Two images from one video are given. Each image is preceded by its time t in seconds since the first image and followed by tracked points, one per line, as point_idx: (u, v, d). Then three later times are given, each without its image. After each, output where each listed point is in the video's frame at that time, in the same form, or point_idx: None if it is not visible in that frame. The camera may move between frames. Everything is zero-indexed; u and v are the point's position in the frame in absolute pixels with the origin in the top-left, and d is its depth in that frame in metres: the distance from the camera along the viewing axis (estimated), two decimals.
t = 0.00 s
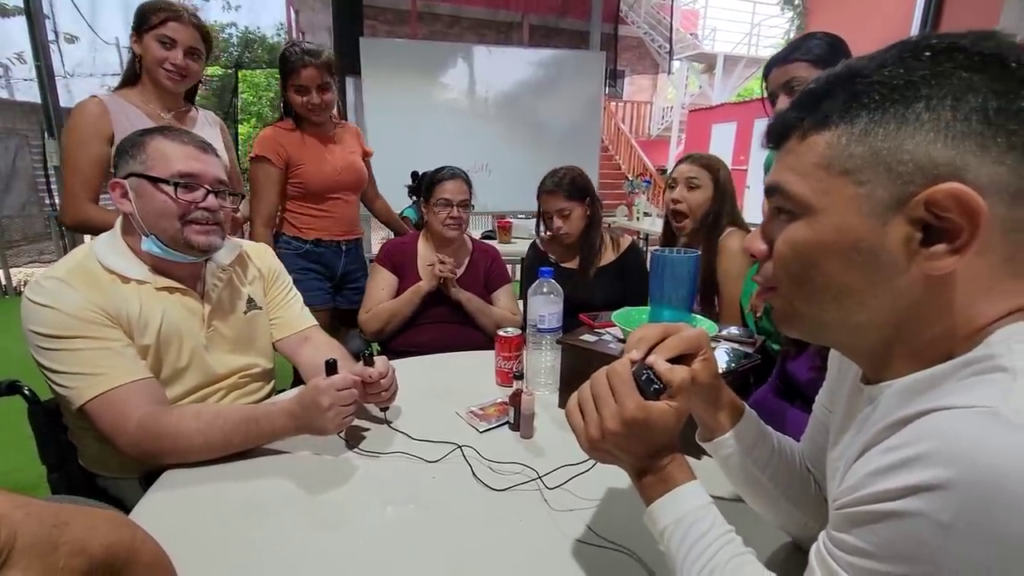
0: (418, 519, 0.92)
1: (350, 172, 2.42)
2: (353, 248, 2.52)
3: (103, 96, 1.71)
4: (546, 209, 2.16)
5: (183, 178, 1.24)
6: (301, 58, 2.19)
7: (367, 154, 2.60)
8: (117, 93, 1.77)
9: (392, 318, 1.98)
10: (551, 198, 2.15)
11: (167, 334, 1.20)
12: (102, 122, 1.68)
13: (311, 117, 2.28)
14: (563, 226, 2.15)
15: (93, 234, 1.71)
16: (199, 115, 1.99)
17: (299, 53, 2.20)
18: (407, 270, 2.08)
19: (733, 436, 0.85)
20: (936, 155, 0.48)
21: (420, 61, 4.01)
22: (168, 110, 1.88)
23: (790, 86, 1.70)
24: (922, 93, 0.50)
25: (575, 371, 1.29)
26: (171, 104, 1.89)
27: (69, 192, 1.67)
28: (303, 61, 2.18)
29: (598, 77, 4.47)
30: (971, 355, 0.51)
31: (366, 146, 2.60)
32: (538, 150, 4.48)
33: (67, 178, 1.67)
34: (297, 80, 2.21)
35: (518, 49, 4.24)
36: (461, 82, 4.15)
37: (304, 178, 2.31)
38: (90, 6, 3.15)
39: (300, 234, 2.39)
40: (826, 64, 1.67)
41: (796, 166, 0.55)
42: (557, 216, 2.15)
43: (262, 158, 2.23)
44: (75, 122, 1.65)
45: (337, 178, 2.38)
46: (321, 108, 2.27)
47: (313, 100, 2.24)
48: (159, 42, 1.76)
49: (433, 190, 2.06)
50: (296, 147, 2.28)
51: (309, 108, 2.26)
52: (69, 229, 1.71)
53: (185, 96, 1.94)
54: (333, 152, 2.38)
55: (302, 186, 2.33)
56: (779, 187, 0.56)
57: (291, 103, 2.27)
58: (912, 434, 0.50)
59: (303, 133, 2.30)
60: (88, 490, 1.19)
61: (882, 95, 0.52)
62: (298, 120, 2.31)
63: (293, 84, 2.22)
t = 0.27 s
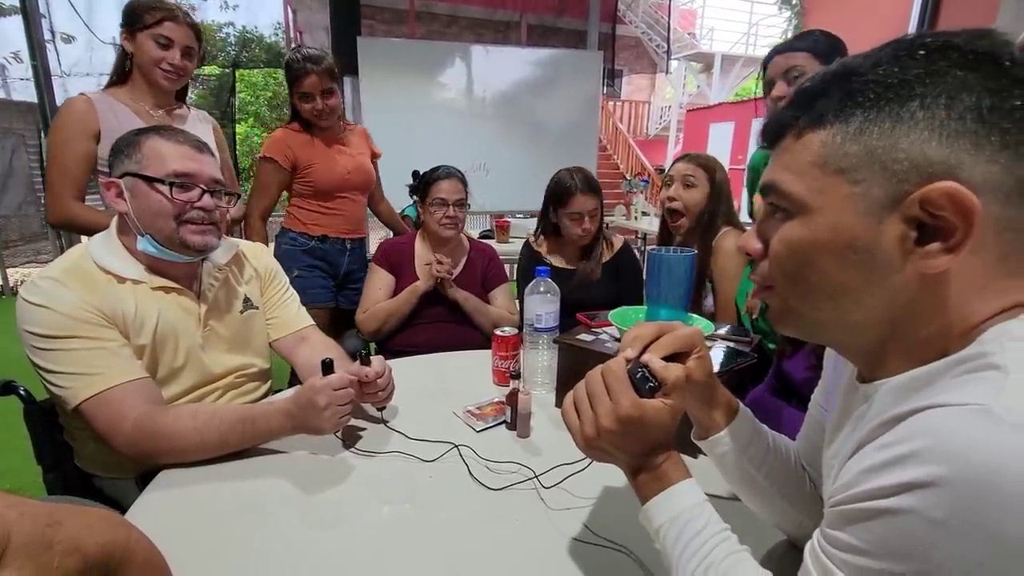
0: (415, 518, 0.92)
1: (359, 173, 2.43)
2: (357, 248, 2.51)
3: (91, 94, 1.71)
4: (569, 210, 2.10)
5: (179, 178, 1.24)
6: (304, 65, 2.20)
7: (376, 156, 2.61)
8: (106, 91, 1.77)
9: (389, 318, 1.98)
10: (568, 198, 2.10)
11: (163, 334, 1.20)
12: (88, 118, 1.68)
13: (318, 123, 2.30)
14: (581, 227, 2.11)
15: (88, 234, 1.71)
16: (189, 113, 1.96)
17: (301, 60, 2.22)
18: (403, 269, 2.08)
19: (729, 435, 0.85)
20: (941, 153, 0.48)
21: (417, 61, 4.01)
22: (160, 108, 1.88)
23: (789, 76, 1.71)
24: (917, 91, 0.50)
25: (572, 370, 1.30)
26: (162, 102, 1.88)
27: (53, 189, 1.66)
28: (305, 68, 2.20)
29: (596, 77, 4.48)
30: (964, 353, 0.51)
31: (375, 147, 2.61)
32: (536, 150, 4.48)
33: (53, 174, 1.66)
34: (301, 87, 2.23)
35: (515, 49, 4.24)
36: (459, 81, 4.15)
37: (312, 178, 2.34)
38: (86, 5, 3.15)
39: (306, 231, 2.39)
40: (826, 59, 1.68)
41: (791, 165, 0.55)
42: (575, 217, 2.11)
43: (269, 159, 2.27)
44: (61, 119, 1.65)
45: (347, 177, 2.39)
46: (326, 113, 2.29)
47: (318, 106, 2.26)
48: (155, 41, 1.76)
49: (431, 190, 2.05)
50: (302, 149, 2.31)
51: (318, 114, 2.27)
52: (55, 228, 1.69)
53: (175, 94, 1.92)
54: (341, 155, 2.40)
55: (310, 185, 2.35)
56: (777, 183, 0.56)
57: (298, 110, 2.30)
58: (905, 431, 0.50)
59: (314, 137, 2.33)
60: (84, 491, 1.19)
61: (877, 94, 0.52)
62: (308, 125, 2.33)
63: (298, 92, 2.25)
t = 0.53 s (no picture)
0: (416, 518, 0.92)
1: (360, 173, 2.43)
2: (355, 248, 2.50)
3: (86, 93, 1.70)
4: (568, 215, 2.09)
5: (178, 178, 1.24)
6: (307, 63, 2.19)
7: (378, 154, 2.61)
8: (102, 90, 1.76)
9: (389, 318, 1.98)
10: (566, 203, 2.09)
11: (162, 334, 1.19)
12: (82, 117, 1.67)
13: (319, 121, 2.30)
14: (580, 233, 2.10)
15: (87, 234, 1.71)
16: (185, 112, 1.97)
17: (303, 58, 2.20)
18: (403, 269, 2.08)
19: (729, 434, 0.85)
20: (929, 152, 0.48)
21: (416, 60, 4.00)
22: (157, 106, 1.87)
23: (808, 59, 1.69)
24: (922, 90, 0.50)
25: (573, 370, 1.29)
26: (159, 100, 1.87)
27: (48, 187, 1.65)
28: (308, 66, 2.18)
29: (595, 76, 4.47)
30: (966, 352, 0.51)
31: (377, 146, 2.61)
32: (535, 149, 4.47)
33: (47, 172, 1.66)
34: (303, 86, 2.23)
35: (514, 48, 4.23)
36: (458, 81, 4.14)
37: (310, 175, 2.34)
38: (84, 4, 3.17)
39: (303, 230, 2.40)
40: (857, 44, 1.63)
41: (794, 163, 0.55)
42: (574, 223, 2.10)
43: (267, 156, 2.30)
44: (53, 118, 1.64)
45: (346, 176, 2.39)
46: (327, 111, 2.29)
47: (319, 104, 2.26)
48: (159, 41, 1.75)
49: (429, 190, 2.05)
50: (302, 149, 2.33)
51: (319, 113, 2.28)
52: (51, 228, 1.68)
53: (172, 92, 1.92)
54: (342, 154, 2.39)
55: (308, 184, 2.36)
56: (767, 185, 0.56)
57: (300, 108, 2.30)
58: (906, 430, 0.50)
59: (314, 134, 2.35)
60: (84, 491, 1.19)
61: (881, 92, 0.51)
62: (311, 125, 2.34)
63: (300, 90, 2.24)
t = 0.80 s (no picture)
0: (417, 517, 0.92)
1: (361, 173, 2.42)
2: (356, 248, 2.50)
3: (88, 93, 1.70)
4: (557, 208, 2.09)
5: (179, 177, 1.24)
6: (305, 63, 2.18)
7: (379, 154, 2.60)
8: (103, 90, 1.76)
9: (389, 318, 1.97)
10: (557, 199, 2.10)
11: (162, 333, 1.19)
12: (84, 119, 1.67)
13: (318, 121, 2.30)
14: (572, 228, 2.08)
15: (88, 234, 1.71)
16: (185, 112, 1.96)
17: (301, 58, 2.19)
18: (403, 269, 2.08)
19: (731, 433, 0.85)
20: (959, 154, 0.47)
21: (416, 59, 4.00)
22: (157, 106, 1.87)
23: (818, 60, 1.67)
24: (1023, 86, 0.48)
25: (573, 369, 1.29)
26: (159, 101, 1.87)
27: (51, 189, 1.65)
28: (306, 66, 2.17)
29: (595, 76, 4.47)
30: (967, 348, 0.51)
31: (378, 145, 2.59)
32: (535, 149, 4.47)
33: (49, 173, 1.66)
34: (302, 86, 2.22)
35: (514, 48, 4.23)
36: (458, 81, 4.14)
37: (310, 177, 2.34)
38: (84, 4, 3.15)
39: (303, 229, 2.40)
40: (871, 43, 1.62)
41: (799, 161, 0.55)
42: (565, 218, 2.09)
43: (269, 163, 2.34)
44: (55, 119, 1.63)
45: (347, 177, 2.38)
46: (325, 112, 2.28)
47: (318, 104, 2.25)
48: (162, 43, 1.76)
49: (430, 192, 2.05)
50: (302, 151, 2.33)
51: (318, 113, 2.27)
52: (55, 229, 1.69)
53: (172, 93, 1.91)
54: (343, 154, 2.39)
55: (307, 186, 2.36)
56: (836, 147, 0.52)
57: (300, 108, 2.29)
58: (904, 424, 0.50)
59: (312, 136, 2.34)
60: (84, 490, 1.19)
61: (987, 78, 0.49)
62: (310, 125, 2.34)
63: (299, 91, 2.23)
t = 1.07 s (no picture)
0: (416, 517, 0.92)
1: (361, 173, 2.42)
2: (356, 248, 2.50)
3: (89, 94, 1.70)
4: (564, 198, 2.11)
5: (179, 176, 1.24)
6: (308, 62, 2.18)
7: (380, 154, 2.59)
8: (103, 90, 1.76)
9: (388, 318, 1.97)
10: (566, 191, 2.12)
11: (162, 333, 1.19)
12: (86, 120, 1.66)
13: (321, 120, 2.30)
14: (573, 219, 2.09)
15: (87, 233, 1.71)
16: (186, 112, 1.96)
17: (305, 57, 2.20)
18: (401, 269, 2.08)
19: (730, 433, 0.85)
20: (989, 146, 0.49)
21: (415, 59, 3.99)
22: (157, 107, 1.86)
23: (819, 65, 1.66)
24: None
25: (572, 369, 1.29)
26: (159, 102, 1.87)
27: (54, 190, 1.65)
28: (309, 66, 2.17)
29: (594, 76, 4.47)
30: (972, 351, 0.52)
31: (379, 146, 2.59)
32: (534, 149, 4.47)
33: (52, 174, 1.66)
34: (305, 84, 2.22)
35: (513, 47, 4.23)
36: (457, 80, 4.14)
37: (310, 177, 2.34)
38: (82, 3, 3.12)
39: (303, 229, 2.40)
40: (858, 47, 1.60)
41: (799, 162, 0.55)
42: (569, 208, 2.10)
43: (269, 161, 2.33)
44: (58, 120, 1.63)
45: (346, 177, 2.38)
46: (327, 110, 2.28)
47: (319, 103, 2.25)
48: (162, 45, 1.75)
49: (434, 195, 2.04)
50: (303, 150, 2.33)
51: (320, 112, 2.28)
52: (56, 229, 1.69)
53: (173, 94, 1.91)
54: (343, 154, 2.39)
55: (308, 185, 2.36)
56: (869, 137, 0.53)
57: (302, 107, 2.29)
58: (909, 428, 0.50)
59: (314, 135, 2.34)
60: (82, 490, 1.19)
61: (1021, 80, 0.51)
62: (312, 125, 2.34)
63: (302, 89, 2.23)
